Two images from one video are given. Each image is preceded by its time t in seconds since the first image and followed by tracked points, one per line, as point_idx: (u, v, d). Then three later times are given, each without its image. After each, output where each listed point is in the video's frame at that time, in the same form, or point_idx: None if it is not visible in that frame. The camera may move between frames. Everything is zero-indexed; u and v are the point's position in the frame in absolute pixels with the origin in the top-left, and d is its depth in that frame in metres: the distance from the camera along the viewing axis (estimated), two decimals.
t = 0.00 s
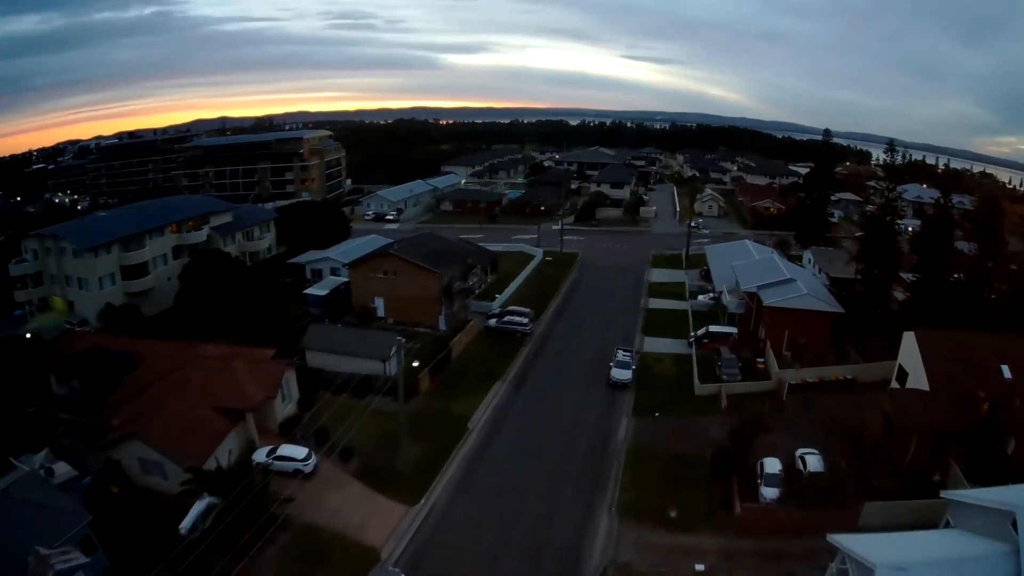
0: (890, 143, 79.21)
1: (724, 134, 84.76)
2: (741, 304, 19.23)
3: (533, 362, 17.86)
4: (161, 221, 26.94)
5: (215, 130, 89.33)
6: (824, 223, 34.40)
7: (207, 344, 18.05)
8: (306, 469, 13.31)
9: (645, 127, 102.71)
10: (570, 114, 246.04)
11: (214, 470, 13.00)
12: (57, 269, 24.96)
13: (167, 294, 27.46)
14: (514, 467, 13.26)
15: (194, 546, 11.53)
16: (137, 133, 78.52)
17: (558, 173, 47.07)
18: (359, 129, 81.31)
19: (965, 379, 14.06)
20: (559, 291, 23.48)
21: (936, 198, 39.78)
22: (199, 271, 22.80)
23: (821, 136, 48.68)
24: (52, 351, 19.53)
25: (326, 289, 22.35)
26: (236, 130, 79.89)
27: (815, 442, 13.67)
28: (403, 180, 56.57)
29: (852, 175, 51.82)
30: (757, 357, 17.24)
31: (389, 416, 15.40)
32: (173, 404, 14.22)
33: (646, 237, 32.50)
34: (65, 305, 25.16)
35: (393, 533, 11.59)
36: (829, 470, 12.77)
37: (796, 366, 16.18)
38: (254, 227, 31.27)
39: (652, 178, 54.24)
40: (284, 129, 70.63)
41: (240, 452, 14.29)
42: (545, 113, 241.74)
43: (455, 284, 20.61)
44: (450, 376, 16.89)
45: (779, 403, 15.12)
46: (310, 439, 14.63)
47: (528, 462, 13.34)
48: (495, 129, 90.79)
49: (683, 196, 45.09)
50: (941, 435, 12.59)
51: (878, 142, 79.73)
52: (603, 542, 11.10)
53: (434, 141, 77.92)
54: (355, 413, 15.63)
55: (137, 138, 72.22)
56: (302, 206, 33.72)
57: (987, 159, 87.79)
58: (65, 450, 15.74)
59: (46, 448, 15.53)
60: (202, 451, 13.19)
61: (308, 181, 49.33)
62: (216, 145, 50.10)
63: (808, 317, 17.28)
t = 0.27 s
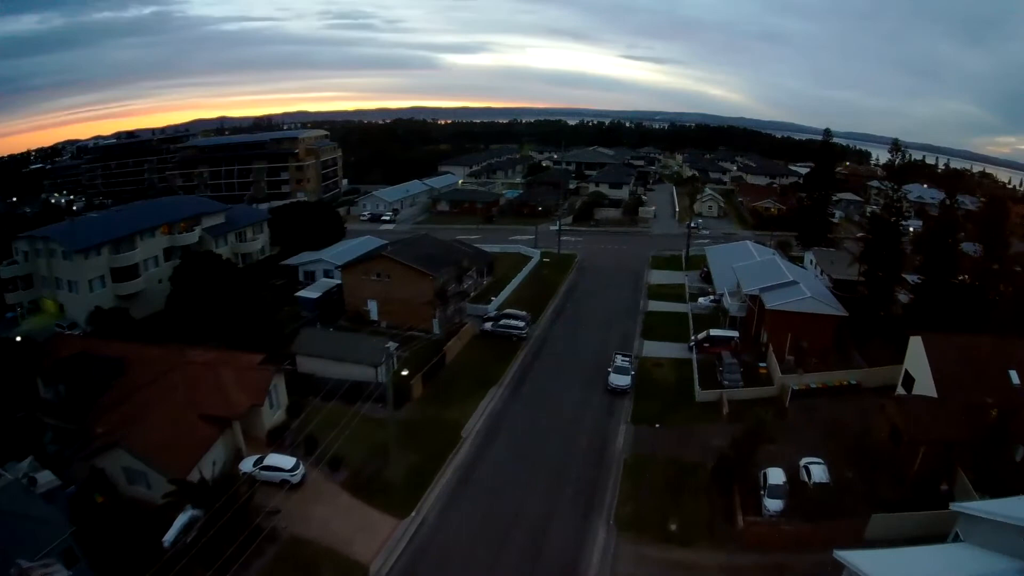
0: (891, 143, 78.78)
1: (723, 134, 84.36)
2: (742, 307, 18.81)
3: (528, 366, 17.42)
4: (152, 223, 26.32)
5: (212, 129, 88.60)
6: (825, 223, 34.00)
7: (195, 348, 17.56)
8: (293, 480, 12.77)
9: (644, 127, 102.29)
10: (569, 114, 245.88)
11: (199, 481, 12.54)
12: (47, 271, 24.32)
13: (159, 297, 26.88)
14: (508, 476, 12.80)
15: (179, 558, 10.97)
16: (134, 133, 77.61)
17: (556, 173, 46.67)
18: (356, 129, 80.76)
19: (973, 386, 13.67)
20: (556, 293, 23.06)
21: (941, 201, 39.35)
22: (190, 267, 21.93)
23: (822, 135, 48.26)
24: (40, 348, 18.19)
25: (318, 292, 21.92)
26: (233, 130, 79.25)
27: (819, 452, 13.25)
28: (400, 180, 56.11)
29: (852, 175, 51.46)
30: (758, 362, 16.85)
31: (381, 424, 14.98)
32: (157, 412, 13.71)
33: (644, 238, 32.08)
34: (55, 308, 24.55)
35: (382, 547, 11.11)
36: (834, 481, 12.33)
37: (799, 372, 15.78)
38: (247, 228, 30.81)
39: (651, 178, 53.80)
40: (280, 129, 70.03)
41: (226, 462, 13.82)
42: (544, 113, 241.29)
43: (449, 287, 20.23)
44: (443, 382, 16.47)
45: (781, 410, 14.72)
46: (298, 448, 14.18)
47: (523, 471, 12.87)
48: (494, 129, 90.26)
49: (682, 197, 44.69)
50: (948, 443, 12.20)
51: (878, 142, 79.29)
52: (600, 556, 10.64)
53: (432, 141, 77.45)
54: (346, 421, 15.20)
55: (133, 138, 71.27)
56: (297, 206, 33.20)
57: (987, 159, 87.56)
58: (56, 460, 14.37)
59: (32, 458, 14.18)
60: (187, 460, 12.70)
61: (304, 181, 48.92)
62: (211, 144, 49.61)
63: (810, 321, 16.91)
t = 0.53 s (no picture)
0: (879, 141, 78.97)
1: (712, 132, 84.29)
2: (737, 308, 18.47)
3: (519, 371, 17.02)
4: (136, 226, 25.47)
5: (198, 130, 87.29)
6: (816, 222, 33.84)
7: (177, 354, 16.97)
8: (279, 492, 12.23)
9: (633, 126, 102.16)
10: (557, 113, 245.55)
11: (180, 494, 12.02)
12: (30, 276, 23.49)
13: (144, 302, 26.00)
14: (499, 486, 12.38)
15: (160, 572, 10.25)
16: (119, 135, 76.21)
17: (546, 172, 46.29)
18: (344, 129, 79.93)
19: (974, 385, 13.41)
20: (547, 295, 22.68)
21: (938, 199, 39.09)
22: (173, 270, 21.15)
23: (811, 133, 48.19)
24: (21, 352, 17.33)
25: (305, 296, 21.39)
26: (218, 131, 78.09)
27: (818, 457, 12.94)
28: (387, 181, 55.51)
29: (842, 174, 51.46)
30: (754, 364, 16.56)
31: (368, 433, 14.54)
32: (135, 420, 13.11)
33: (636, 237, 31.78)
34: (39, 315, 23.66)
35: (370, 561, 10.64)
36: (836, 487, 12.02)
37: (796, 374, 15.49)
38: (232, 230, 30.14)
39: (641, 177, 53.54)
40: (267, 130, 69.11)
41: (209, 474, 13.31)
42: (532, 112, 240.98)
43: (438, 290, 19.81)
44: (433, 388, 16.04)
45: (778, 413, 14.43)
46: (283, 458, 13.69)
47: (515, 480, 12.47)
48: (483, 128, 89.67)
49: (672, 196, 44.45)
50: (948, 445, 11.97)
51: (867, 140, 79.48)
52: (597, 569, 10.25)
53: (421, 141, 76.80)
54: (333, 429, 14.72)
55: (117, 140, 69.90)
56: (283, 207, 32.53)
57: (973, 156, 88.21)
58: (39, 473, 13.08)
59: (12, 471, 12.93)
60: (167, 472, 12.16)
61: (290, 181, 48.25)
62: (196, 145, 48.74)
63: (805, 321, 16.66)
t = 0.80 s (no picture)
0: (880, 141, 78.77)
1: (713, 132, 84.09)
2: (742, 311, 18.31)
3: (521, 376, 16.77)
4: (132, 227, 25.17)
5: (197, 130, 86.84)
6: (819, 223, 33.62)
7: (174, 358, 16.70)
8: (278, 501, 11.95)
9: (633, 126, 101.95)
10: (557, 113, 245.17)
11: (177, 505, 11.77)
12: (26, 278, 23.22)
13: (141, 303, 25.73)
14: (501, 495, 12.14)
15: None
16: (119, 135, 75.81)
17: (546, 172, 46.05)
18: (343, 129, 79.64)
19: (986, 389, 13.17)
20: (548, 297, 22.43)
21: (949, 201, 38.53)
22: (169, 271, 20.87)
23: (813, 133, 47.99)
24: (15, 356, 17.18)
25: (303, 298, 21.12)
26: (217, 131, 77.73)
27: (828, 464, 12.69)
28: (387, 181, 55.22)
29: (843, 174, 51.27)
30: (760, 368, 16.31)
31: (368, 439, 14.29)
32: (131, 426, 12.84)
33: (637, 238, 31.55)
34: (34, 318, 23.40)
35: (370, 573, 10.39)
36: (846, 495, 11.78)
37: (803, 378, 15.25)
38: (230, 231, 29.86)
39: (642, 177, 53.29)
40: (265, 130, 68.50)
41: (206, 483, 13.07)
42: (532, 112, 240.79)
43: (438, 293, 19.55)
44: (434, 393, 15.78)
45: (785, 418, 14.20)
46: (282, 465, 13.44)
47: (517, 489, 12.22)
48: (482, 128, 89.38)
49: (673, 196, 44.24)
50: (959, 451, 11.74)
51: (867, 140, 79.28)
52: None
53: (420, 141, 76.51)
54: (332, 436, 14.47)
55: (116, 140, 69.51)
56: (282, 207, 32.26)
57: (973, 155, 88.04)
58: (34, 479, 12.78)
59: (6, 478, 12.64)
60: (164, 482, 11.90)
61: (289, 182, 47.96)
62: (194, 145, 48.43)
63: (810, 324, 16.44)
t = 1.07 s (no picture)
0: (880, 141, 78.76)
1: (713, 132, 84.02)
2: (747, 312, 18.24)
3: (525, 379, 16.64)
4: (131, 228, 25.00)
5: (196, 131, 86.69)
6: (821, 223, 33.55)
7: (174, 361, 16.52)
8: (281, 509, 11.83)
9: (633, 126, 101.89)
10: (557, 113, 245.18)
11: (177, 514, 11.63)
12: (23, 280, 23.00)
13: (140, 305, 25.58)
14: (508, 501, 11.98)
15: None
16: (119, 135, 75.57)
17: (547, 173, 45.94)
18: (343, 129, 79.47)
19: (995, 392, 13.00)
20: (552, 299, 22.31)
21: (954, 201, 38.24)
22: (168, 273, 20.67)
23: (814, 132, 47.90)
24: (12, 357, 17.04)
25: (305, 301, 21.00)
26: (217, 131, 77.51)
27: (836, 469, 12.56)
28: (387, 181, 55.01)
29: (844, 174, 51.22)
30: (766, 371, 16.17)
31: (370, 445, 14.14)
32: (130, 434, 12.70)
33: (639, 239, 31.43)
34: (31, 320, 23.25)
35: None
36: (855, 499, 11.67)
37: (810, 382, 15.12)
38: (230, 232, 29.69)
39: (643, 177, 53.21)
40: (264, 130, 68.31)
41: (207, 491, 12.93)
42: (531, 112, 240.72)
43: (441, 295, 19.40)
44: (438, 398, 15.66)
45: (791, 422, 14.07)
46: (285, 472, 13.31)
47: (524, 496, 12.08)
48: (482, 128, 89.25)
49: (674, 196, 44.14)
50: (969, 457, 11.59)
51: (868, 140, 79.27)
52: None
53: (420, 141, 76.38)
54: (335, 441, 14.34)
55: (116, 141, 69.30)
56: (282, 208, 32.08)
57: (973, 155, 88.02)
58: (32, 485, 12.60)
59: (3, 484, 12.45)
60: (164, 490, 11.76)
61: (289, 182, 47.77)
62: (194, 145, 48.21)
63: (816, 326, 16.31)
